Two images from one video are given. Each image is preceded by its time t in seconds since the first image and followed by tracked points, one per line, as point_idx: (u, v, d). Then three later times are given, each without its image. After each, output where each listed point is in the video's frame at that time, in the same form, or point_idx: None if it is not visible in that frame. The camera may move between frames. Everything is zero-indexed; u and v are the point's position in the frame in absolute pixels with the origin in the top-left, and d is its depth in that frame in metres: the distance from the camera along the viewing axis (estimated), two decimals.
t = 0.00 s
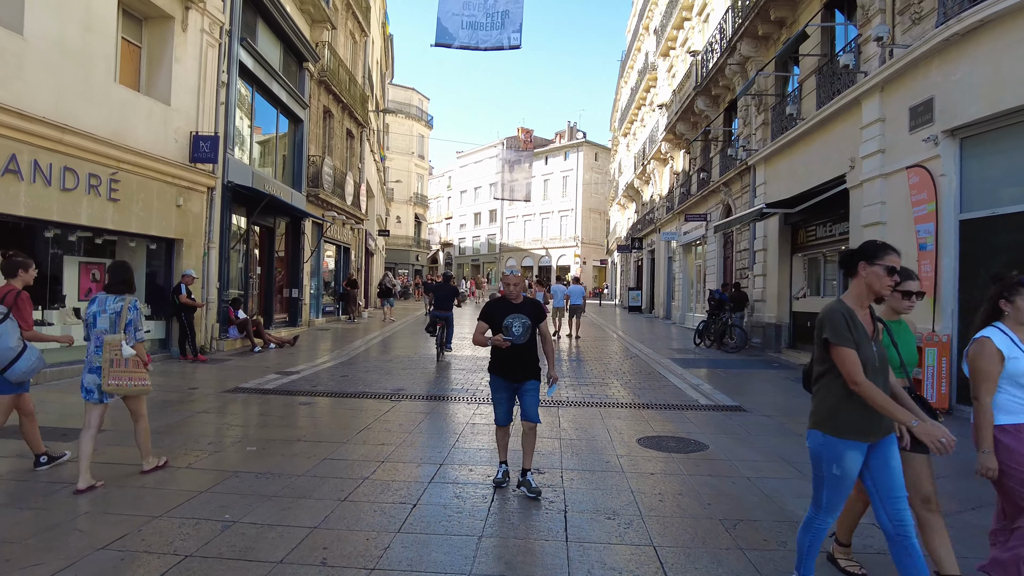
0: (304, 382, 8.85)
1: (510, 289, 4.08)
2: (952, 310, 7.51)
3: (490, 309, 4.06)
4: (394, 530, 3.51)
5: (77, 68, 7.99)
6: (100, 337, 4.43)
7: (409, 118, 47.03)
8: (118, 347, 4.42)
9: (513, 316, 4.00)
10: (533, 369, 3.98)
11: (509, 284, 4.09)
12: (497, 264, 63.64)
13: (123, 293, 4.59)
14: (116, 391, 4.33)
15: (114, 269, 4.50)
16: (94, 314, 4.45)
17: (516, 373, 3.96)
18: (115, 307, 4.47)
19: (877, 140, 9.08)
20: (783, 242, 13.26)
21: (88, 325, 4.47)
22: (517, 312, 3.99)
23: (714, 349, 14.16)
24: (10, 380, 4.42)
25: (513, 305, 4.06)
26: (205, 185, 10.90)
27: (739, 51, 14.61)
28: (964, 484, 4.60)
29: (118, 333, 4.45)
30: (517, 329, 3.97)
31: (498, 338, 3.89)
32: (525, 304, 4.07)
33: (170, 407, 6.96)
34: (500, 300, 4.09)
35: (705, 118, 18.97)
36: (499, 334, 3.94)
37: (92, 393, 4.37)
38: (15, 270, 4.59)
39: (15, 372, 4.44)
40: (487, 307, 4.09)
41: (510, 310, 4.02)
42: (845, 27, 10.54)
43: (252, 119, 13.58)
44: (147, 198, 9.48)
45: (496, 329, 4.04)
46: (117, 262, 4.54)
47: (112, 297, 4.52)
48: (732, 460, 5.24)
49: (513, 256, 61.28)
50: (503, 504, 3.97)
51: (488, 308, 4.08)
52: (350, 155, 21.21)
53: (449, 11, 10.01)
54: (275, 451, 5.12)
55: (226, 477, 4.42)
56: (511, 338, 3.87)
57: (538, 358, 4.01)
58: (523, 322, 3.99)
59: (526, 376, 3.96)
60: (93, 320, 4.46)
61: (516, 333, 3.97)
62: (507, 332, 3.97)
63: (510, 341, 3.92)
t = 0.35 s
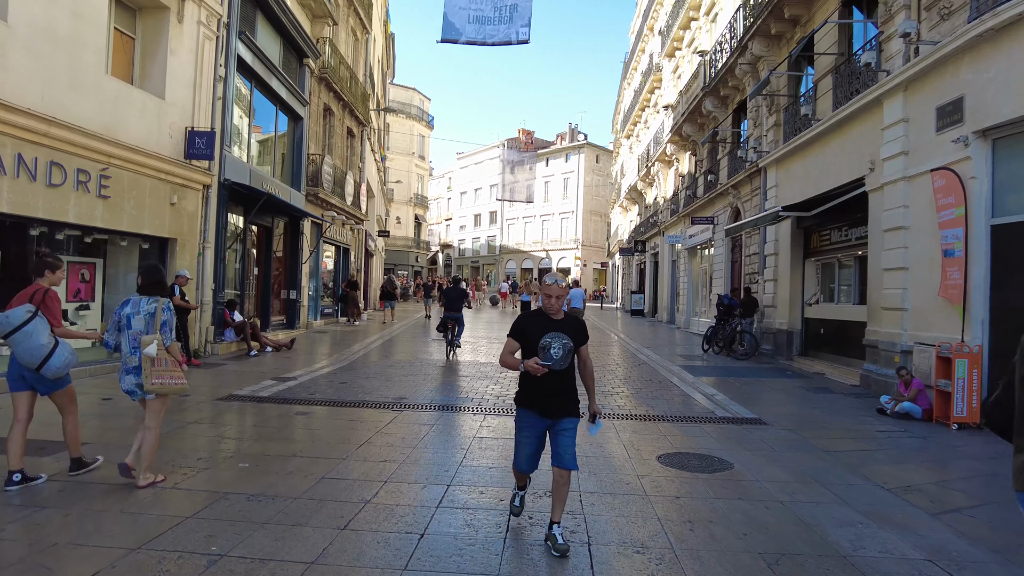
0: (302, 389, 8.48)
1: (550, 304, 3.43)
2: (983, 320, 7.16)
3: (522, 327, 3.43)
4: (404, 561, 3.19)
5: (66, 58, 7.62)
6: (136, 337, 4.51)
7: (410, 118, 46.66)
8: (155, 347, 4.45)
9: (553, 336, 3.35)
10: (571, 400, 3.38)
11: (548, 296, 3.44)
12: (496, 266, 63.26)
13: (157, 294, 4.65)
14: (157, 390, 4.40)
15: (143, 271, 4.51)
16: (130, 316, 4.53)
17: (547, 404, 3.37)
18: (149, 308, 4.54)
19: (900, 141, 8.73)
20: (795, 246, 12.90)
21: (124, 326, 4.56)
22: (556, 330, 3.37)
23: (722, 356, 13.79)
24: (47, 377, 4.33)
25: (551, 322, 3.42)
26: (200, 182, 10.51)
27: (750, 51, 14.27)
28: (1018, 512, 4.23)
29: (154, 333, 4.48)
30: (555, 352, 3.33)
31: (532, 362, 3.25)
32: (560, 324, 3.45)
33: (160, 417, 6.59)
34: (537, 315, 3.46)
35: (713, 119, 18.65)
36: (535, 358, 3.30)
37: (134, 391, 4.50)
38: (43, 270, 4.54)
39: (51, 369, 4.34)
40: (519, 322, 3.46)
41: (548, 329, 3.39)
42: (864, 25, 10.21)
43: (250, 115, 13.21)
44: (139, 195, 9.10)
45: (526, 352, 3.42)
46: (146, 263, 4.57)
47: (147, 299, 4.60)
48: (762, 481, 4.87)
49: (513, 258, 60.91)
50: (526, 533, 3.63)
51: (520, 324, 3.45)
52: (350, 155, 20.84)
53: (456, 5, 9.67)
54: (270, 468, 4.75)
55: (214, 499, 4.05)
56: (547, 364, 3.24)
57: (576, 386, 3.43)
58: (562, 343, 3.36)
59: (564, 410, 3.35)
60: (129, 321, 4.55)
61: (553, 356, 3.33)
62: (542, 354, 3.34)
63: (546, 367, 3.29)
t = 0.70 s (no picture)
0: (297, 391, 8.10)
1: (582, 301, 2.60)
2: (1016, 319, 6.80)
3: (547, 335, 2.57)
4: None
5: (47, 42, 7.21)
6: (159, 333, 4.41)
7: (409, 117, 46.23)
8: (179, 342, 4.42)
9: (588, 340, 2.54)
10: (613, 421, 2.63)
11: (581, 290, 2.60)
12: (496, 266, 62.88)
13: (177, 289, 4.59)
14: (178, 384, 4.34)
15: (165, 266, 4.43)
16: (152, 312, 4.43)
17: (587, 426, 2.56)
18: (172, 303, 4.47)
19: (923, 133, 8.34)
20: (807, 244, 12.55)
21: (143, 324, 4.44)
22: (594, 333, 2.57)
23: (731, 357, 13.41)
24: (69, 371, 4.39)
25: (586, 326, 2.58)
26: (192, 175, 10.11)
27: (760, 44, 13.89)
28: None
29: (178, 328, 4.45)
30: (597, 362, 2.53)
31: (567, 377, 2.42)
32: (596, 326, 2.61)
33: (145, 421, 6.18)
34: (565, 314, 2.63)
35: (719, 116, 18.27)
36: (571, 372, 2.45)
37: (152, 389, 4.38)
38: (71, 265, 4.63)
39: (74, 363, 4.40)
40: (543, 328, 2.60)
41: (584, 334, 2.56)
42: (883, 14, 9.83)
43: (245, 108, 12.82)
44: (127, 187, 8.70)
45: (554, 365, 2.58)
46: (166, 259, 4.49)
47: (168, 295, 4.52)
48: (794, 494, 4.47)
49: (512, 258, 60.50)
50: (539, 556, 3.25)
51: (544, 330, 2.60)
52: (349, 151, 20.44)
53: None
54: (260, 478, 4.36)
55: (196, 515, 3.66)
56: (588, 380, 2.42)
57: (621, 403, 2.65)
58: (603, 350, 2.55)
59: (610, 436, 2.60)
60: (149, 318, 4.44)
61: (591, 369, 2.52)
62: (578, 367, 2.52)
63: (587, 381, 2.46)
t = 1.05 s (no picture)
0: (292, 400, 7.69)
1: (651, 306, 2.01)
2: None
3: (602, 357, 1.98)
4: None
5: (27, 32, 6.84)
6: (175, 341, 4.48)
7: (409, 116, 45.87)
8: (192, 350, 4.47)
9: (658, 364, 1.94)
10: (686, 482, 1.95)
11: (651, 291, 2.02)
12: (496, 266, 62.48)
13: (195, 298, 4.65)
14: (187, 396, 4.41)
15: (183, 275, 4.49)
16: (169, 319, 4.51)
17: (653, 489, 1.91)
18: (189, 312, 4.52)
19: (949, 127, 7.96)
20: (820, 244, 12.18)
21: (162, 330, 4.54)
22: (666, 351, 1.97)
23: (741, 361, 13.02)
24: (91, 380, 4.32)
25: (651, 340, 1.99)
26: (184, 173, 9.72)
27: (770, 38, 13.52)
28: None
29: (192, 337, 4.50)
30: (670, 394, 1.92)
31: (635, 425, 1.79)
32: (663, 341, 2.00)
33: (128, 435, 5.79)
34: (626, 323, 2.02)
35: (726, 113, 17.91)
36: (645, 416, 1.81)
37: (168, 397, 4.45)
38: (88, 274, 4.60)
39: (97, 373, 4.35)
40: (602, 342, 2.00)
41: (654, 352, 1.97)
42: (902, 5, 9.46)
43: (240, 104, 12.43)
44: (114, 185, 8.30)
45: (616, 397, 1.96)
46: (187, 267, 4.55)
47: (185, 303, 4.57)
48: (834, 519, 4.08)
49: (513, 258, 60.10)
50: None
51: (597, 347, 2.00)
52: (348, 150, 20.04)
53: None
54: (246, 504, 3.96)
55: (173, 550, 3.26)
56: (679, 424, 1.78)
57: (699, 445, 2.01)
58: (679, 373, 1.95)
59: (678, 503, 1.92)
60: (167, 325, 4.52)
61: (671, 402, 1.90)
62: (647, 400, 1.92)
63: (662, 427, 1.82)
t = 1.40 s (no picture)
0: (288, 412, 7.29)
1: (899, 356, 1.29)
2: None
3: (799, 446, 1.26)
4: None
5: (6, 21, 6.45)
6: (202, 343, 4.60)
7: (408, 118, 45.53)
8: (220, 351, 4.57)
9: (911, 461, 1.25)
10: None
11: (904, 329, 1.29)
12: (495, 270, 62.07)
13: (221, 301, 4.77)
14: (218, 395, 4.50)
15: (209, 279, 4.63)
16: (196, 323, 4.63)
17: None
18: (214, 314, 4.64)
19: (977, 125, 7.61)
20: (833, 248, 11.82)
21: (190, 334, 4.66)
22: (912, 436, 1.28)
23: (751, 368, 12.63)
24: (107, 379, 4.52)
25: (879, 413, 1.29)
26: (176, 173, 9.33)
27: (780, 37, 13.19)
28: None
29: (219, 338, 4.60)
30: (927, 517, 1.24)
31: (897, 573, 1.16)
32: (895, 420, 1.29)
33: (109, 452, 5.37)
34: (844, 383, 1.31)
35: (732, 114, 17.59)
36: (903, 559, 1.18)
37: (200, 399, 4.57)
38: (104, 278, 4.91)
39: (112, 372, 4.54)
40: (802, 420, 1.26)
41: (897, 440, 1.27)
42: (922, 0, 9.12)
43: (235, 103, 12.06)
44: (101, 185, 7.90)
45: (817, 502, 1.28)
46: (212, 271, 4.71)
47: (211, 306, 4.69)
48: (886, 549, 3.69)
49: (512, 262, 59.75)
50: None
51: (769, 422, 1.29)
52: (347, 151, 19.69)
53: None
54: (234, 534, 3.56)
55: None
56: None
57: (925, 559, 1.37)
58: (937, 478, 1.26)
59: None
60: (195, 329, 4.64)
61: (932, 530, 1.23)
62: (886, 521, 1.24)
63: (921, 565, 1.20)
